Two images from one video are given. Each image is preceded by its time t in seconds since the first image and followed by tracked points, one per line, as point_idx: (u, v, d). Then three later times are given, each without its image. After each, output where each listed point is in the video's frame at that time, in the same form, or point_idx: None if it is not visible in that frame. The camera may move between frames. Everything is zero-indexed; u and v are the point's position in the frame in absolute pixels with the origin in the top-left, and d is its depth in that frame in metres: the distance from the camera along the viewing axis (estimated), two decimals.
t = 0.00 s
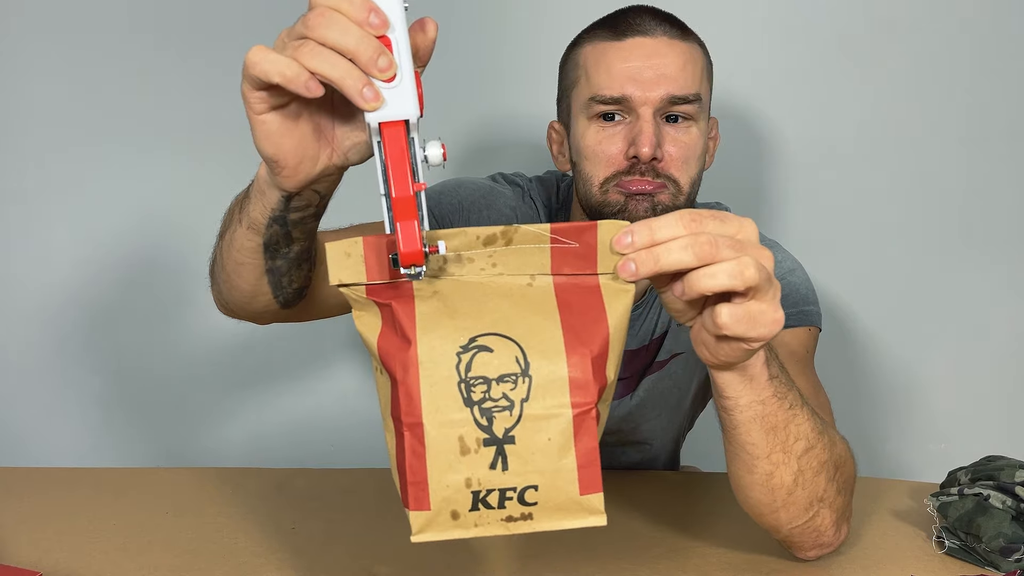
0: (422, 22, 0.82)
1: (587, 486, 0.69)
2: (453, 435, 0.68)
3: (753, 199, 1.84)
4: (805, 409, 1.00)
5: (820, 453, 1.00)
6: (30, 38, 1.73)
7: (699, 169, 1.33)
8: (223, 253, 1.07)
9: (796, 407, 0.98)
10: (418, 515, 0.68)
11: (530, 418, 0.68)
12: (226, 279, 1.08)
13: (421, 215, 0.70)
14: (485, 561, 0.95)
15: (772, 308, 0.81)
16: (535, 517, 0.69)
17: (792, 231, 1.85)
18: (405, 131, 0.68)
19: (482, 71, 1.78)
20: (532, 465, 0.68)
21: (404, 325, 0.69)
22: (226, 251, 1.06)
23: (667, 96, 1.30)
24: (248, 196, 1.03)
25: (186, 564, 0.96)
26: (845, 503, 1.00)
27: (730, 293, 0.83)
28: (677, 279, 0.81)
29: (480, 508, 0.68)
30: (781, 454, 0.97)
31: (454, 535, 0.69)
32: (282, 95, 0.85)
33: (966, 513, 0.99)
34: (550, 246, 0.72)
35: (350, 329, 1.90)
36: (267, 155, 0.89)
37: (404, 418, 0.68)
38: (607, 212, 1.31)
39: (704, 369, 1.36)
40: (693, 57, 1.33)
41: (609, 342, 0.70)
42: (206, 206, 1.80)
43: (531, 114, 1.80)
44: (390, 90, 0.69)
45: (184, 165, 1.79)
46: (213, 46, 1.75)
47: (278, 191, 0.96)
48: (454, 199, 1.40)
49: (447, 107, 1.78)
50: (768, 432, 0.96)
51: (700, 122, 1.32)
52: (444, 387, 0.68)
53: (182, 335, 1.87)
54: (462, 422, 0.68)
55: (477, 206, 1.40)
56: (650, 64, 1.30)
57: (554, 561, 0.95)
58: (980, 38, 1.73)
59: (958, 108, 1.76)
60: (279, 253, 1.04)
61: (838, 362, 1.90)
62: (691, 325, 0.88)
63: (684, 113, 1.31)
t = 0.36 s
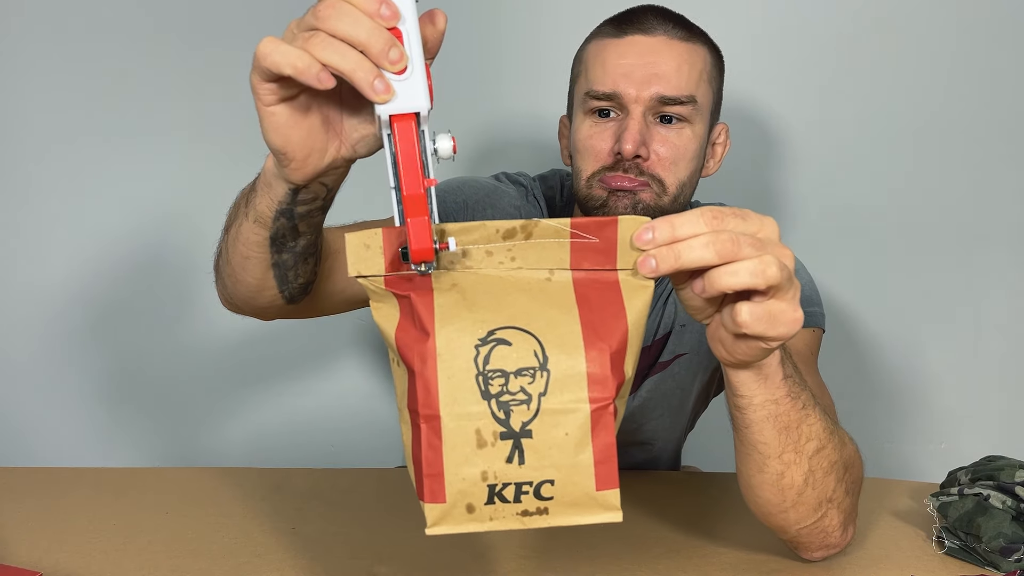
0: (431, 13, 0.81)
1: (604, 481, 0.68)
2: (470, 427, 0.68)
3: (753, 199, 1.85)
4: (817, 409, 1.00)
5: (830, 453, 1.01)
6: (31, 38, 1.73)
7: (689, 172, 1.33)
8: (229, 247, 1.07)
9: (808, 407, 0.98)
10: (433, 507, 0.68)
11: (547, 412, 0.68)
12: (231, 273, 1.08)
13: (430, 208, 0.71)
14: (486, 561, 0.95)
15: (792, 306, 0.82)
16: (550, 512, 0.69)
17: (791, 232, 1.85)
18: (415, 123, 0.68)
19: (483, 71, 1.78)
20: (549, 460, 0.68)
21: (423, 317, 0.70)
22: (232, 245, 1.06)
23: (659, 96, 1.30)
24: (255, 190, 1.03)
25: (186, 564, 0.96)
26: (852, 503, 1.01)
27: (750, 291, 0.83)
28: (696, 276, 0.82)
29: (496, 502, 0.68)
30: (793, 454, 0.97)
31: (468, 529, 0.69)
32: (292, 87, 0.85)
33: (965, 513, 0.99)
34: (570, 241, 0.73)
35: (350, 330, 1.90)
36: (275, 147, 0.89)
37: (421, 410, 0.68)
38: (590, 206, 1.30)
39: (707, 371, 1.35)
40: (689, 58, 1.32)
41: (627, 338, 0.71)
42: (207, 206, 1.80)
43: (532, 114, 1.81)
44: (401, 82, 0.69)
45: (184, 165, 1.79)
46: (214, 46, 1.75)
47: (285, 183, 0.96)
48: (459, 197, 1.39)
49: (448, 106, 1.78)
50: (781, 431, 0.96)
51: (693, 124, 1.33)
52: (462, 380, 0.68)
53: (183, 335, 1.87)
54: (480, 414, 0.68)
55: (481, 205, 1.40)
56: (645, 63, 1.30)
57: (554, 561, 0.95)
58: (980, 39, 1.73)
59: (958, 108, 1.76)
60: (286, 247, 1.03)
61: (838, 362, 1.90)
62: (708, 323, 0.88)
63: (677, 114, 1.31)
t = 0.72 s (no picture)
0: (434, 13, 0.81)
1: (613, 481, 0.69)
2: (481, 426, 0.68)
3: (753, 199, 1.85)
4: (824, 410, 1.01)
5: (837, 454, 1.02)
6: (31, 38, 1.73)
7: (689, 175, 1.34)
8: (230, 244, 1.06)
9: (816, 407, 0.99)
10: (443, 505, 0.68)
11: (557, 411, 0.68)
12: (232, 270, 1.08)
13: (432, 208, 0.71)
14: (486, 561, 0.95)
15: (804, 306, 0.82)
16: (560, 511, 0.69)
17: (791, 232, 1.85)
18: (417, 124, 0.68)
19: (484, 71, 1.78)
20: (558, 459, 0.68)
21: (434, 316, 0.70)
22: (233, 242, 1.06)
23: (660, 97, 1.30)
24: (256, 186, 1.03)
25: (185, 564, 0.96)
26: (857, 503, 1.01)
27: (762, 291, 0.83)
28: (708, 276, 0.82)
29: (505, 501, 0.68)
30: (801, 454, 0.98)
31: (478, 527, 0.69)
32: (294, 86, 0.85)
33: (966, 513, 0.99)
34: (581, 240, 0.73)
35: (350, 330, 1.90)
36: (276, 146, 0.89)
37: (432, 409, 0.69)
38: (589, 206, 1.30)
39: (708, 371, 1.36)
40: (692, 60, 1.32)
41: (638, 338, 0.71)
42: (207, 207, 1.80)
43: (532, 114, 1.81)
44: (403, 84, 0.69)
45: (185, 165, 1.79)
46: (214, 46, 1.75)
47: (286, 182, 0.96)
48: (462, 196, 1.39)
49: (448, 106, 1.78)
50: (789, 431, 0.97)
51: (694, 126, 1.33)
52: (473, 378, 0.68)
53: (183, 335, 1.87)
54: (490, 413, 0.68)
55: (483, 205, 1.40)
56: (647, 64, 1.30)
57: (554, 561, 0.95)
58: (980, 39, 1.73)
59: (959, 109, 1.76)
60: (286, 245, 1.03)
61: (838, 362, 1.90)
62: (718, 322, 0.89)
63: (678, 115, 1.31)
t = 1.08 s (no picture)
0: (433, 15, 0.81)
1: (617, 485, 0.68)
2: (485, 427, 0.68)
3: (753, 199, 1.85)
4: (831, 410, 1.01)
5: (843, 453, 1.02)
6: (31, 38, 1.73)
7: (689, 173, 1.33)
8: (229, 243, 1.06)
9: (822, 407, 1.00)
10: (447, 507, 0.68)
11: (561, 414, 0.68)
12: (231, 268, 1.08)
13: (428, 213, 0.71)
14: (486, 561, 0.95)
15: (813, 309, 0.82)
16: (563, 514, 0.69)
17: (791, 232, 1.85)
18: (414, 128, 0.68)
19: (484, 71, 1.77)
20: (562, 461, 0.68)
21: (439, 318, 0.70)
22: (231, 241, 1.06)
23: (660, 95, 1.30)
24: (253, 185, 1.03)
25: (185, 564, 0.96)
26: (861, 504, 1.01)
27: (771, 294, 0.83)
28: (715, 279, 0.82)
29: (509, 503, 0.68)
30: (807, 454, 0.98)
31: (482, 529, 0.69)
32: (291, 87, 0.85)
33: (966, 514, 0.99)
34: (588, 244, 0.72)
35: (350, 330, 1.90)
36: (273, 145, 0.89)
37: (436, 410, 0.68)
38: (589, 203, 1.29)
39: (708, 371, 1.36)
40: (692, 58, 1.32)
41: (643, 341, 0.71)
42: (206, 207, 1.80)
43: (532, 114, 1.81)
44: (401, 86, 0.69)
45: (185, 165, 1.79)
46: (213, 46, 1.75)
47: (283, 181, 0.96)
48: (461, 196, 1.39)
49: (448, 106, 1.78)
50: (796, 431, 0.97)
51: (694, 124, 1.33)
52: (478, 379, 0.68)
53: (182, 335, 1.87)
54: (495, 415, 0.68)
55: (483, 205, 1.40)
56: (647, 61, 1.30)
57: (554, 561, 0.95)
58: (980, 38, 1.73)
59: (959, 108, 1.76)
60: (284, 243, 1.03)
61: (838, 362, 1.90)
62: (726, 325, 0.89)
63: (678, 114, 1.31)
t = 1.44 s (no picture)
0: (428, 14, 0.81)
1: (620, 483, 0.68)
2: (488, 426, 0.68)
3: (753, 199, 1.85)
4: (832, 409, 1.01)
5: (844, 453, 1.02)
6: (31, 38, 1.73)
7: (689, 170, 1.33)
8: (225, 241, 1.06)
9: (824, 407, 1.00)
10: (449, 505, 0.68)
11: (564, 413, 0.68)
12: (228, 266, 1.08)
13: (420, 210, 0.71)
14: (486, 561, 0.95)
15: (817, 308, 0.82)
16: (566, 513, 0.69)
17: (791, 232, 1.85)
18: (407, 126, 0.68)
19: (484, 70, 1.77)
20: (565, 460, 0.68)
21: (443, 317, 0.70)
22: (228, 239, 1.06)
23: (660, 92, 1.29)
24: (249, 183, 1.03)
25: (185, 564, 0.96)
26: (862, 504, 1.01)
27: (774, 294, 0.83)
28: (719, 279, 0.82)
29: (512, 501, 0.68)
30: (809, 453, 0.98)
31: (484, 528, 0.68)
32: (285, 85, 0.85)
33: (965, 514, 0.99)
34: (592, 242, 0.72)
35: (349, 329, 1.90)
36: (268, 143, 0.88)
37: (439, 408, 0.69)
38: (589, 199, 1.29)
39: (708, 372, 1.36)
40: (692, 57, 1.32)
41: (647, 341, 0.71)
42: (207, 207, 1.80)
43: (532, 114, 1.80)
44: (394, 84, 0.69)
45: (184, 164, 1.79)
46: (213, 46, 1.75)
47: (278, 178, 0.96)
48: (461, 195, 1.39)
49: (448, 106, 1.78)
50: (798, 431, 0.98)
51: (694, 122, 1.33)
52: (480, 378, 0.68)
53: (182, 335, 1.87)
54: (497, 414, 0.68)
55: (482, 204, 1.40)
56: (648, 58, 1.30)
57: (553, 561, 0.95)
58: (980, 38, 1.73)
59: (958, 108, 1.76)
60: (280, 241, 1.03)
61: (838, 362, 1.90)
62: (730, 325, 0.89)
63: (678, 111, 1.31)
